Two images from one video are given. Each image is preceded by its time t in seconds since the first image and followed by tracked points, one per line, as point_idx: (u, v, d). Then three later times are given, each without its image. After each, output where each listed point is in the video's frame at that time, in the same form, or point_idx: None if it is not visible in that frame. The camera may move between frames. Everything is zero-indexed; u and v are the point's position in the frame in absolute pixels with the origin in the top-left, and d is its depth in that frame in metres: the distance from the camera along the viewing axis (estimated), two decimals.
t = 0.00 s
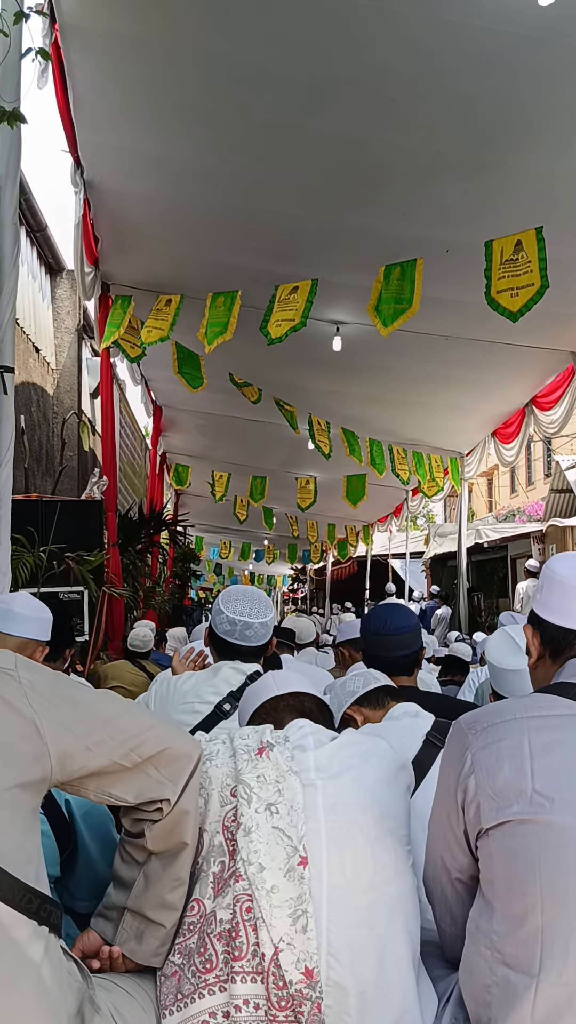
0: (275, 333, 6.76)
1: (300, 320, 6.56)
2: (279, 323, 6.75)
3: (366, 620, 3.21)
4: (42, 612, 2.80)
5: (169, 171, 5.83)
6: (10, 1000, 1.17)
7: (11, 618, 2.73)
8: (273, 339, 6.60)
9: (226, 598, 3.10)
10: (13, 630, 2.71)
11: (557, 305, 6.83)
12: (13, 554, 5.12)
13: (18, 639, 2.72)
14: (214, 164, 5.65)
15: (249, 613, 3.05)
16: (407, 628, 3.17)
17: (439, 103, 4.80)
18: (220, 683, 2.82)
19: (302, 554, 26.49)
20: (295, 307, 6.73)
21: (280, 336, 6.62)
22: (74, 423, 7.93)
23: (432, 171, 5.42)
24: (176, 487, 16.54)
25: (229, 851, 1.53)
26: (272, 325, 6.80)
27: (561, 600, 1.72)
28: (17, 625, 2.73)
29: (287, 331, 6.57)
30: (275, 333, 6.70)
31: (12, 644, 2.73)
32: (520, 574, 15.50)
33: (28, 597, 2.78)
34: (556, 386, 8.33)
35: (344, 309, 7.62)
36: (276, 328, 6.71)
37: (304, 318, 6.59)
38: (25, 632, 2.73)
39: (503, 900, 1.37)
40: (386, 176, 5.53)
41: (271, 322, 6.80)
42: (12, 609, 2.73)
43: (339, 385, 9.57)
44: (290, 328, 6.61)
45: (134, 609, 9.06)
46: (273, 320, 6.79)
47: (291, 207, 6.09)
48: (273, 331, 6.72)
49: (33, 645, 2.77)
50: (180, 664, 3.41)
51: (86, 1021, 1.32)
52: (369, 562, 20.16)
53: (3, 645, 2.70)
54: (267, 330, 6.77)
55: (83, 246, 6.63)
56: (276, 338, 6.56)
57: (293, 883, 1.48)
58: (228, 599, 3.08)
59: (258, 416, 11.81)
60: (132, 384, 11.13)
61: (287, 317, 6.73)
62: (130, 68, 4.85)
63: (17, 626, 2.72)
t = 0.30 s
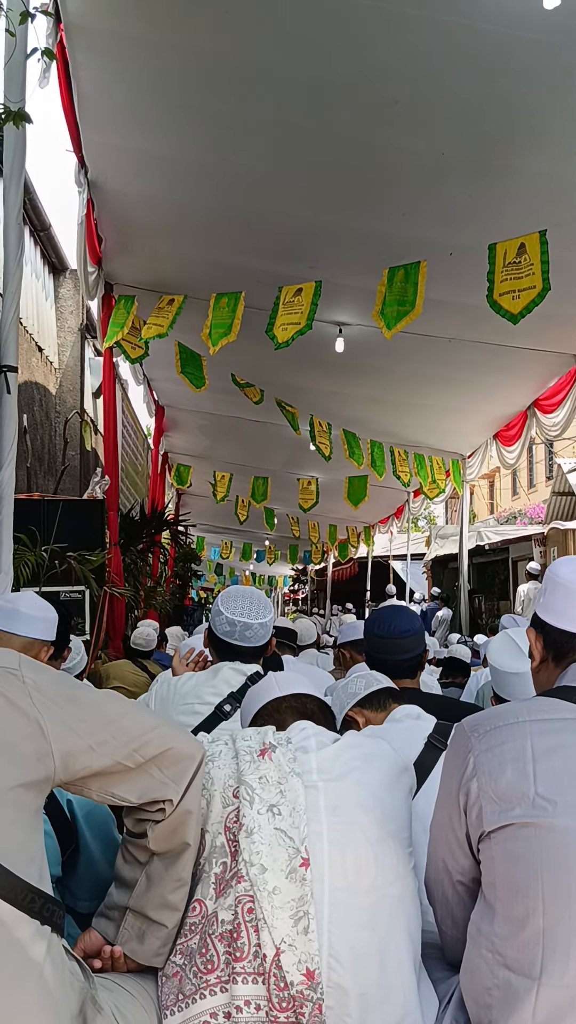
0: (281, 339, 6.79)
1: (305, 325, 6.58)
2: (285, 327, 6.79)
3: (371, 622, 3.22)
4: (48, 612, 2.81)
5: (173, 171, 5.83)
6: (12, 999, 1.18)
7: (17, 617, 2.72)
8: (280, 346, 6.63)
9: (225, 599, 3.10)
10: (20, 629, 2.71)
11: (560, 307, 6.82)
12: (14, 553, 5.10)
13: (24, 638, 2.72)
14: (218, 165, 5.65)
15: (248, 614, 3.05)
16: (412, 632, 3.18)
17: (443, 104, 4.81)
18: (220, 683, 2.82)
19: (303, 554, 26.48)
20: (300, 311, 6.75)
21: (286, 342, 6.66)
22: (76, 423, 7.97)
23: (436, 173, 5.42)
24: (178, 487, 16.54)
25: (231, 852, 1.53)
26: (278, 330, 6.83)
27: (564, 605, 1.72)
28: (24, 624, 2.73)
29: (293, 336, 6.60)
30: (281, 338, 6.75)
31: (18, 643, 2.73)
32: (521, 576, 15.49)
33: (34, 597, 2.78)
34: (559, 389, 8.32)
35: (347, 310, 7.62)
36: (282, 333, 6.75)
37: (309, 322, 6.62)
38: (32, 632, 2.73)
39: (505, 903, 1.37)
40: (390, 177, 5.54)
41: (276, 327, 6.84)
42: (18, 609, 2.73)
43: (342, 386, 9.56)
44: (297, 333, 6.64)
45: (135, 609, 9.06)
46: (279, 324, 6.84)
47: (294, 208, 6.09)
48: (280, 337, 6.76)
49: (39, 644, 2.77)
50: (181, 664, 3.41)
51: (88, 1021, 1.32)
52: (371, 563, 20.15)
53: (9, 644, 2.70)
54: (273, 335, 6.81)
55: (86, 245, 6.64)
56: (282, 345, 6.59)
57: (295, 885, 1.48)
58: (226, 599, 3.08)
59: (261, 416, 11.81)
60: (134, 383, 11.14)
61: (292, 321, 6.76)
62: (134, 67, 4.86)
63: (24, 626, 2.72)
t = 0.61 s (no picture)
0: (287, 340, 6.76)
1: (310, 326, 6.58)
2: (289, 329, 6.78)
3: (374, 622, 3.21)
4: (41, 609, 2.81)
5: (175, 171, 5.83)
6: (8, 999, 1.17)
7: (9, 616, 2.74)
8: (286, 348, 6.60)
9: (226, 598, 3.10)
10: (13, 628, 2.72)
11: (562, 307, 6.81)
12: (15, 553, 5.10)
13: (17, 636, 2.74)
14: (220, 165, 5.65)
15: (249, 614, 3.06)
16: (414, 632, 3.18)
17: (445, 104, 4.80)
18: (220, 683, 2.82)
19: (304, 554, 26.47)
20: (303, 313, 6.75)
21: (292, 344, 6.65)
22: (77, 422, 8.03)
23: (437, 173, 5.42)
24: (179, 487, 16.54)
25: (229, 852, 1.53)
26: (283, 331, 6.82)
27: (563, 605, 1.72)
28: (17, 623, 2.74)
29: (298, 337, 6.59)
30: (287, 340, 6.73)
31: (12, 642, 2.74)
32: (522, 577, 15.47)
33: (27, 595, 2.79)
34: (560, 390, 8.32)
35: (348, 310, 7.61)
36: (287, 334, 6.73)
37: (313, 323, 6.62)
38: (24, 630, 2.73)
39: (503, 904, 1.37)
40: (392, 178, 5.54)
41: (281, 329, 6.82)
42: (10, 608, 2.74)
43: (343, 386, 9.56)
44: (301, 335, 6.64)
45: (135, 608, 9.05)
46: (283, 327, 6.81)
47: (296, 207, 6.09)
48: (285, 338, 6.73)
49: (32, 644, 2.78)
50: (179, 663, 3.41)
51: (84, 1020, 1.32)
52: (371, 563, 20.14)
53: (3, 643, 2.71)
54: (278, 337, 6.79)
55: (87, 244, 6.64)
56: (288, 347, 6.57)
57: (293, 885, 1.48)
58: (227, 599, 3.08)
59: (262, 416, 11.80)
60: (135, 383, 11.14)
61: (296, 322, 6.77)
62: (136, 67, 4.86)
63: (17, 623, 2.73)
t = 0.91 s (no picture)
0: (288, 342, 6.73)
1: (310, 327, 6.58)
2: (290, 330, 6.77)
3: (370, 622, 3.21)
4: (31, 608, 2.80)
5: (173, 170, 5.83)
6: None
7: None
8: (287, 349, 6.58)
9: (222, 598, 3.10)
10: (2, 625, 2.72)
11: (560, 307, 6.80)
12: (12, 552, 5.10)
13: (8, 634, 2.73)
14: (218, 164, 5.65)
15: (245, 613, 3.05)
16: (411, 632, 3.18)
17: (443, 103, 4.80)
18: (216, 682, 2.81)
19: (303, 555, 26.48)
20: (302, 313, 6.75)
21: (293, 344, 6.65)
22: (75, 421, 8.02)
23: (436, 173, 5.42)
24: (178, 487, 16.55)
25: (221, 851, 1.53)
26: (283, 332, 6.81)
27: (556, 603, 1.72)
28: (6, 621, 2.74)
29: (300, 338, 6.57)
30: (288, 341, 6.71)
31: (3, 640, 2.73)
32: (521, 577, 15.48)
33: (16, 594, 2.79)
34: (559, 390, 8.32)
35: (347, 309, 7.61)
36: (288, 335, 6.72)
37: (313, 323, 6.62)
38: (13, 627, 2.73)
39: (494, 903, 1.37)
40: (390, 177, 5.53)
41: (281, 330, 6.81)
42: None
43: (342, 386, 9.55)
44: (302, 335, 6.63)
45: (134, 608, 9.05)
46: (284, 328, 6.81)
47: (294, 207, 6.08)
48: (286, 340, 6.72)
49: (23, 642, 2.77)
50: (174, 663, 3.40)
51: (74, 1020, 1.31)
52: (370, 563, 20.14)
53: None
54: (279, 338, 6.77)
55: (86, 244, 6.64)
56: (289, 347, 6.56)
57: (284, 884, 1.48)
58: (223, 599, 3.07)
59: (260, 416, 11.80)
60: (134, 382, 11.15)
61: (297, 322, 6.76)
62: (134, 66, 4.85)
63: (7, 622, 2.73)
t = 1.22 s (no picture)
0: (288, 343, 6.74)
1: (310, 327, 6.58)
2: (290, 330, 6.77)
3: (369, 622, 3.21)
4: (32, 608, 2.80)
5: (172, 170, 5.82)
6: None
7: None
8: (287, 350, 6.58)
9: (221, 598, 3.10)
10: (3, 625, 2.72)
11: (560, 307, 6.80)
12: (11, 551, 5.10)
13: (9, 634, 2.73)
14: (217, 163, 5.65)
15: (244, 613, 3.05)
16: (410, 631, 3.17)
17: (443, 103, 4.79)
18: (215, 682, 2.80)
19: (302, 554, 26.44)
20: (302, 313, 6.75)
21: (293, 344, 6.65)
22: (74, 421, 8.02)
23: (435, 172, 5.41)
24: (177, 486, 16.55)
25: (217, 850, 1.52)
26: (284, 332, 6.81)
27: (552, 601, 1.72)
28: (6, 620, 2.74)
29: (300, 338, 6.57)
30: (288, 341, 6.71)
31: (3, 639, 2.73)
32: (520, 577, 15.47)
33: (19, 593, 2.79)
34: (558, 390, 8.33)
35: (346, 309, 7.60)
36: (288, 336, 6.72)
37: (313, 323, 6.62)
38: (15, 627, 2.73)
39: (491, 902, 1.36)
40: (389, 177, 5.53)
41: (281, 330, 6.81)
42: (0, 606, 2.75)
43: (341, 385, 9.55)
44: (302, 335, 6.63)
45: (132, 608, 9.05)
46: (284, 328, 6.81)
47: (293, 207, 6.08)
48: (286, 340, 6.72)
49: (23, 642, 2.76)
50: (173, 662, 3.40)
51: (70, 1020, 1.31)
52: (369, 563, 20.13)
53: None
54: (279, 339, 6.77)
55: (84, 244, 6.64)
56: (290, 347, 6.56)
57: (281, 883, 1.48)
58: (222, 598, 3.07)
59: (259, 416, 11.79)
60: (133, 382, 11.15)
61: (297, 323, 6.77)
62: (133, 66, 4.85)
63: (8, 621, 2.73)
